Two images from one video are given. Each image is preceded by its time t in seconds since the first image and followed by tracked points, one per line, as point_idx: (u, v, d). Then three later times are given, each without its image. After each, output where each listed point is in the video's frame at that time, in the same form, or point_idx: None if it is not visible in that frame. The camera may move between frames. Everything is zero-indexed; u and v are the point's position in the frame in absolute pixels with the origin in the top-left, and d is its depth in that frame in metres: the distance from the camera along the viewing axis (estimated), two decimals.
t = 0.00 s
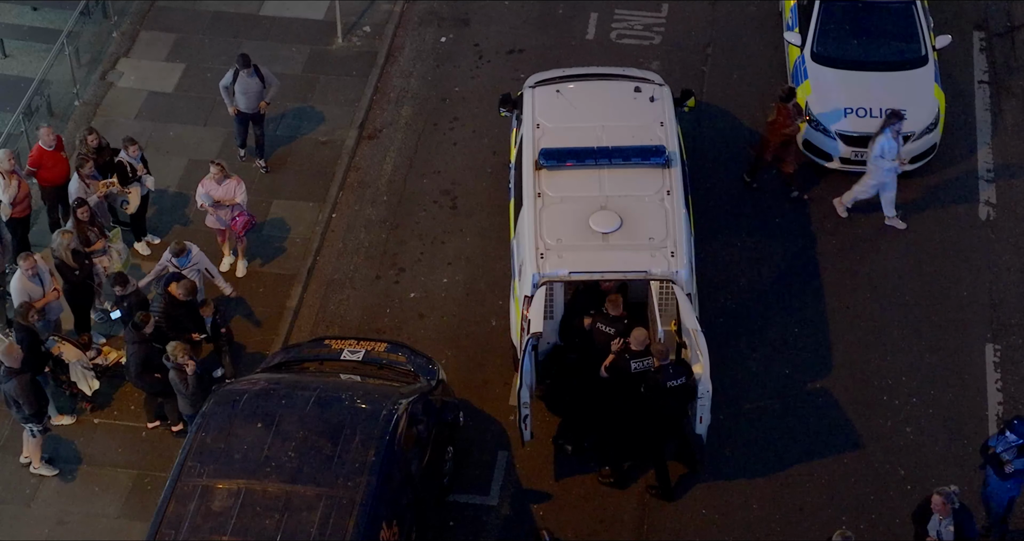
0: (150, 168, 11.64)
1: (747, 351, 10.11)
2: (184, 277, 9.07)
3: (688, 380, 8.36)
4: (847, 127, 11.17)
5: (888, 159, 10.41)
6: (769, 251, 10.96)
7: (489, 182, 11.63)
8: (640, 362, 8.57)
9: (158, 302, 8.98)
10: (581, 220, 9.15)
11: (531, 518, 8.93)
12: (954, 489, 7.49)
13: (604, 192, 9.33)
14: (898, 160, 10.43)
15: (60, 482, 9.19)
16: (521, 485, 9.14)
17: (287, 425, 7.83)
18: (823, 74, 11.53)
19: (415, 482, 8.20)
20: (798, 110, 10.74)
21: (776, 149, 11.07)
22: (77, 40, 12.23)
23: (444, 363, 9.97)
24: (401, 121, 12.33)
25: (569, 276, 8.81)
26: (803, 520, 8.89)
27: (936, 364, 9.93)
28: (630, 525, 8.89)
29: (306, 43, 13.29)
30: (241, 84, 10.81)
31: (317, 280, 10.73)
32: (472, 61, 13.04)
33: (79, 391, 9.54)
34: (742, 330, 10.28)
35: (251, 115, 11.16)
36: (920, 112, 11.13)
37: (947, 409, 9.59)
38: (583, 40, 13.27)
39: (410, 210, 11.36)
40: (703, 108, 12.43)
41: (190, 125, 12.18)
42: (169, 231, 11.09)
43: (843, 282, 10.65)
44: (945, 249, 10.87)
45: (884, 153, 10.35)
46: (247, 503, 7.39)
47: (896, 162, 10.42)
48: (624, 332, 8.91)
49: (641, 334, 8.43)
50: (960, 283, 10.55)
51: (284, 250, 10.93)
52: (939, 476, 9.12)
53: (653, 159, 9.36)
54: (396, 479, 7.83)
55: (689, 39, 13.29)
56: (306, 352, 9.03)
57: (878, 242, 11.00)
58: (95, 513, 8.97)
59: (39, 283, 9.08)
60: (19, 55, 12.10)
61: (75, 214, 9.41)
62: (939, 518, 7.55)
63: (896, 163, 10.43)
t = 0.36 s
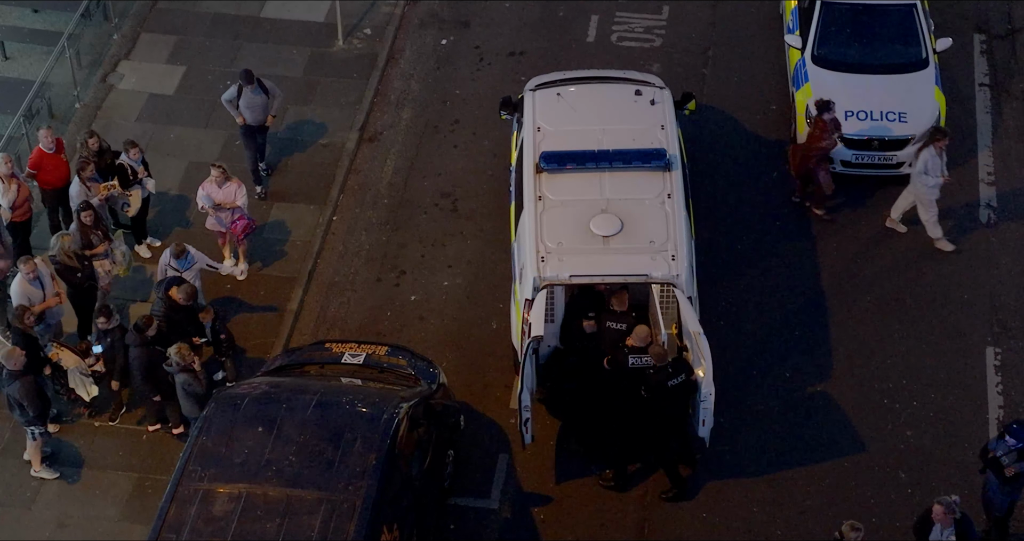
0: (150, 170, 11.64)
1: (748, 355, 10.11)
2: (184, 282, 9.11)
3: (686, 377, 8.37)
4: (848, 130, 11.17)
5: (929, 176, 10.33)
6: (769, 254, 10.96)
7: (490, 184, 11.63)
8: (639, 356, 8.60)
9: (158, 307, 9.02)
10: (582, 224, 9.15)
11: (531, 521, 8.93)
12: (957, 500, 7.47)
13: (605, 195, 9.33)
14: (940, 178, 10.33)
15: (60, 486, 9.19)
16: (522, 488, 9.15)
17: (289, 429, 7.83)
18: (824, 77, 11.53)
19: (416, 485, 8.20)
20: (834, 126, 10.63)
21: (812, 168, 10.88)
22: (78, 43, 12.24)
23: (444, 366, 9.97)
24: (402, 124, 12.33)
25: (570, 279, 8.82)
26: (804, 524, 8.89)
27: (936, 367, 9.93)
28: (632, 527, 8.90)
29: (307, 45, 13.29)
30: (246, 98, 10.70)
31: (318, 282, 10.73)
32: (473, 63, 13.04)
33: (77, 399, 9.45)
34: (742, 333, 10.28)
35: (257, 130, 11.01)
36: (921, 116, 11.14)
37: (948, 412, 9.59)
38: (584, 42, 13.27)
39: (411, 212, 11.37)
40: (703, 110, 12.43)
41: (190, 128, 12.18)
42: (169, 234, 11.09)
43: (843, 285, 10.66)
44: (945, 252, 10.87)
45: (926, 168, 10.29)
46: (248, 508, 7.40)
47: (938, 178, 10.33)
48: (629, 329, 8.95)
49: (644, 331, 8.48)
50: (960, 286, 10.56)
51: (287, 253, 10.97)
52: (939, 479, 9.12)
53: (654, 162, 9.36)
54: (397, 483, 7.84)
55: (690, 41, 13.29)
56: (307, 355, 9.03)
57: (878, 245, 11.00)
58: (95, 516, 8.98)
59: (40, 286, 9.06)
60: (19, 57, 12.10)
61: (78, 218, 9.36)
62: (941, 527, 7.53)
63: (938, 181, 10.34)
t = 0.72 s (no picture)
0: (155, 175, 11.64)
1: (752, 361, 10.10)
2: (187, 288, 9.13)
3: (688, 388, 8.43)
4: (852, 135, 11.19)
5: (976, 197, 10.27)
6: (773, 259, 10.96)
7: (494, 189, 11.63)
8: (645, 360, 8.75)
9: (162, 314, 9.04)
10: (587, 229, 9.15)
11: (536, 527, 8.92)
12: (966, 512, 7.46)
13: (610, 200, 9.32)
14: (988, 200, 10.26)
15: (64, 491, 9.19)
16: (526, 494, 9.14)
17: (294, 435, 7.83)
18: (829, 81, 11.54)
19: (421, 492, 8.19)
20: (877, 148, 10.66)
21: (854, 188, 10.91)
22: (82, 47, 12.25)
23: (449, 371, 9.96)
24: (406, 128, 12.33)
25: (575, 285, 8.81)
26: (809, 530, 8.88)
27: (941, 372, 9.92)
28: (636, 533, 8.88)
29: (311, 50, 13.29)
30: (250, 116, 10.66)
31: (322, 287, 10.72)
32: (477, 68, 13.04)
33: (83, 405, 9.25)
34: (747, 339, 10.28)
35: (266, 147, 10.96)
36: (926, 120, 11.14)
37: (952, 418, 9.58)
38: (588, 47, 13.27)
39: (415, 217, 11.36)
40: (707, 115, 12.43)
41: (194, 132, 12.18)
42: (174, 239, 11.09)
43: (848, 290, 10.65)
44: (950, 257, 10.87)
45: (973, 188, 10.23)
46: (254, 515, 7.40)
47: (986, 200, 10.25)
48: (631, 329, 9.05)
49: (651, 335, 8.52)
50: (964, 292, 10.55)
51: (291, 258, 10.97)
52: (944, 485, 9.11)
53: (659, 168, 9.35)
54: (403, 490, 7.83)
55: (693, 46, 13.29)
56: (311, 361, 9.01)
57: (882, 250, 11.00)
58: (100, 522, 8.97)
59: (45, 291, 9.08)
60: (23, 62, 12.10)
61: (86, 226, 9.32)
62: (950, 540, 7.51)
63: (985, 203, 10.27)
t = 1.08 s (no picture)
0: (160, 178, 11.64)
1: (758, 365, 10.10)
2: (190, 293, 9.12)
3: (693, 391, 8.40)
4: (858, 139, 11.17)
5: None
6: (779, 262, 10.96)
7: (499, 192, 11.63)
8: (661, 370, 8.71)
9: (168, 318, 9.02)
10: (593, 233, 9.14)
11: (542, 531, 8.92)
12: (972, 519, 7.46)
13: (616, 204, 9.32)
14: None
15: (71, 495, 9.18)
16: (533, 498, 9.14)
17: (301, 440, 7.83)
18: (834, 85, 11.53)
19: (428, 496, 8.19)
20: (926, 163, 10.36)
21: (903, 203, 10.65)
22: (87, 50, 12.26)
23: (454, 375, 9.96)
24: (411, 131, 12.33)
25: (582, 289, 8.80)
26: (815, 534, 8.87)
27: (947, 376, 9.92)
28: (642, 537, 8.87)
29: (316, 52, 13.29)
30: (259, 130, 10.50)
31: (328, 291, 10.73)
32: (482, 70, 13.04)
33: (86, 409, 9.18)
34: (753, 342, 10.28)
35: (274, 160, 10.84)
36: (931, 124, 11.10)
37: (958, 422, 9.58)
38: (593, 49, 13.27)
39: (420, 220, 11.36)
40: (712, 118, 12.42)
41: (199, 135, 12.18)
42: (179, 242, 11.09)
43: (853, 294, 10.65)
44: (955, 261, 10.87)
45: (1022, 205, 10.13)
46: (261, 519, 7.40)
47: None
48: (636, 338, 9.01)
49: (663, 343, 8.44)
50: (970, 295, 10.55)
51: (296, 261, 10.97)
52: (950, 489, 9.10)
53: (665, 172, 9.35)
54: (410, 494, 7.83)
55: (698, 49, 13.29)
56: (318, 365, 9.02)
57: (887, 254, 11.00)
58: (106, 526, 8.97)
59: (52, 293, 9.08)
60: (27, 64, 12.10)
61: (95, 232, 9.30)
62: None
63: None
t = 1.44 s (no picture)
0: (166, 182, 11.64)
1: (764, 369, 10.10)
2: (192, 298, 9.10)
3: (699, 398, 8.40)
4: (863, 142, 11.20)
5: None
6: (784, 266, 10.96)
7: (505, 196, 11.63)
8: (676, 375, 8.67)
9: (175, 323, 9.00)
10: (600, 238, 9.14)
11: (549, 535, 8.92)
12: (977, 526, 7.50)
13: (622, 209, 9.32)
14: None
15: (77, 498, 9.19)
16: (539, 502, 9.14)
17: (309, 445, 7.83)
18: (839, 89, 11.53)
19: (435, 501, 8.20)
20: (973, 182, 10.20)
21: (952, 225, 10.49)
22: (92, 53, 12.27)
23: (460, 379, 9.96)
24: (416, 134, 12.34)
25: (589, 294, 8.80)
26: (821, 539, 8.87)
27: (952, 381, 9.92)
28: None
29: (321, 55, 13.29)
30: (277, 143, 10.45)
31: (333, 295, 10.73)
32: (487, 74, 13.04)
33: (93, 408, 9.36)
34: (759, 346, 10.28)
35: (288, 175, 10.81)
36: (936, 128, 11.14)
37: (964, 426, 9.58)
38: (597, 53, 13.27)
39: (426, 224, 11.37)
40: (717, 121, 12.42)
41: (205, 138, 12.19)
42: (184, 245, 11.11)
43: (858, 298, 10.65)
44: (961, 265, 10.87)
45: None
46: (269, 525, 7.40)
47: None
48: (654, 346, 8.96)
49: (678, 347, 8.46)
50: (975, 300, 10.56)
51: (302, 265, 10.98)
52: (956, 494, 9.10)
53: (672, 176, 9.35)
54: (418, 499, 7.83)
55: (703, 52, 13.28)
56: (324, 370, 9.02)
57: (893, 258, 11.00)
58: (112, 530, 8.97)
59: (58, 298, 9.08)
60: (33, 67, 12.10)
61: (104, 235, 9.32)
62: None
63: None
